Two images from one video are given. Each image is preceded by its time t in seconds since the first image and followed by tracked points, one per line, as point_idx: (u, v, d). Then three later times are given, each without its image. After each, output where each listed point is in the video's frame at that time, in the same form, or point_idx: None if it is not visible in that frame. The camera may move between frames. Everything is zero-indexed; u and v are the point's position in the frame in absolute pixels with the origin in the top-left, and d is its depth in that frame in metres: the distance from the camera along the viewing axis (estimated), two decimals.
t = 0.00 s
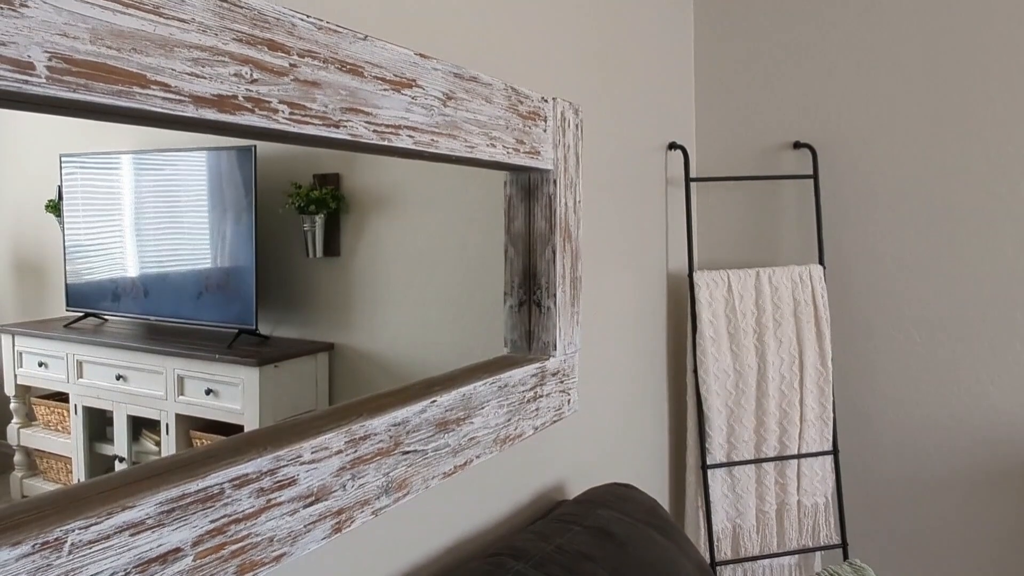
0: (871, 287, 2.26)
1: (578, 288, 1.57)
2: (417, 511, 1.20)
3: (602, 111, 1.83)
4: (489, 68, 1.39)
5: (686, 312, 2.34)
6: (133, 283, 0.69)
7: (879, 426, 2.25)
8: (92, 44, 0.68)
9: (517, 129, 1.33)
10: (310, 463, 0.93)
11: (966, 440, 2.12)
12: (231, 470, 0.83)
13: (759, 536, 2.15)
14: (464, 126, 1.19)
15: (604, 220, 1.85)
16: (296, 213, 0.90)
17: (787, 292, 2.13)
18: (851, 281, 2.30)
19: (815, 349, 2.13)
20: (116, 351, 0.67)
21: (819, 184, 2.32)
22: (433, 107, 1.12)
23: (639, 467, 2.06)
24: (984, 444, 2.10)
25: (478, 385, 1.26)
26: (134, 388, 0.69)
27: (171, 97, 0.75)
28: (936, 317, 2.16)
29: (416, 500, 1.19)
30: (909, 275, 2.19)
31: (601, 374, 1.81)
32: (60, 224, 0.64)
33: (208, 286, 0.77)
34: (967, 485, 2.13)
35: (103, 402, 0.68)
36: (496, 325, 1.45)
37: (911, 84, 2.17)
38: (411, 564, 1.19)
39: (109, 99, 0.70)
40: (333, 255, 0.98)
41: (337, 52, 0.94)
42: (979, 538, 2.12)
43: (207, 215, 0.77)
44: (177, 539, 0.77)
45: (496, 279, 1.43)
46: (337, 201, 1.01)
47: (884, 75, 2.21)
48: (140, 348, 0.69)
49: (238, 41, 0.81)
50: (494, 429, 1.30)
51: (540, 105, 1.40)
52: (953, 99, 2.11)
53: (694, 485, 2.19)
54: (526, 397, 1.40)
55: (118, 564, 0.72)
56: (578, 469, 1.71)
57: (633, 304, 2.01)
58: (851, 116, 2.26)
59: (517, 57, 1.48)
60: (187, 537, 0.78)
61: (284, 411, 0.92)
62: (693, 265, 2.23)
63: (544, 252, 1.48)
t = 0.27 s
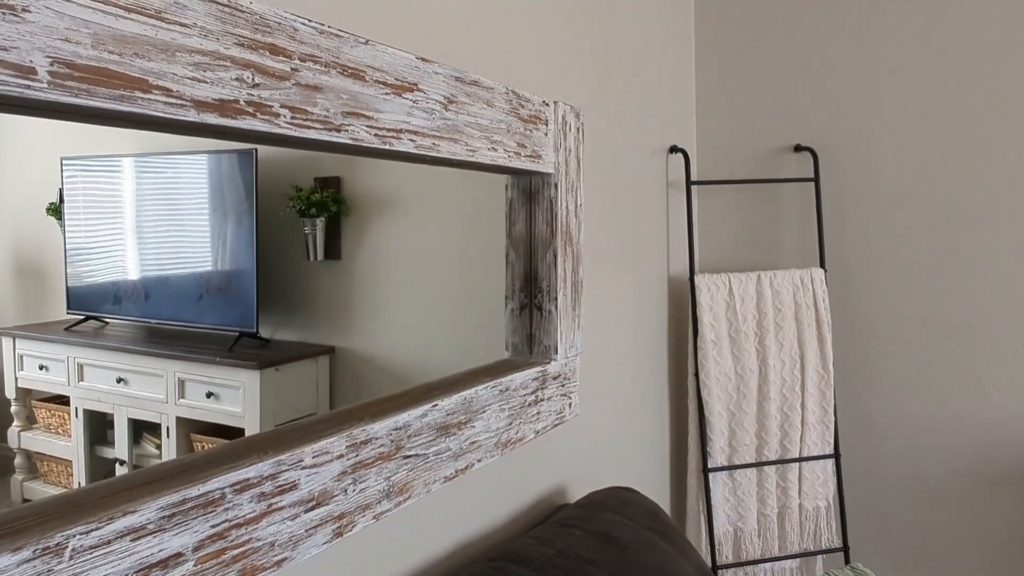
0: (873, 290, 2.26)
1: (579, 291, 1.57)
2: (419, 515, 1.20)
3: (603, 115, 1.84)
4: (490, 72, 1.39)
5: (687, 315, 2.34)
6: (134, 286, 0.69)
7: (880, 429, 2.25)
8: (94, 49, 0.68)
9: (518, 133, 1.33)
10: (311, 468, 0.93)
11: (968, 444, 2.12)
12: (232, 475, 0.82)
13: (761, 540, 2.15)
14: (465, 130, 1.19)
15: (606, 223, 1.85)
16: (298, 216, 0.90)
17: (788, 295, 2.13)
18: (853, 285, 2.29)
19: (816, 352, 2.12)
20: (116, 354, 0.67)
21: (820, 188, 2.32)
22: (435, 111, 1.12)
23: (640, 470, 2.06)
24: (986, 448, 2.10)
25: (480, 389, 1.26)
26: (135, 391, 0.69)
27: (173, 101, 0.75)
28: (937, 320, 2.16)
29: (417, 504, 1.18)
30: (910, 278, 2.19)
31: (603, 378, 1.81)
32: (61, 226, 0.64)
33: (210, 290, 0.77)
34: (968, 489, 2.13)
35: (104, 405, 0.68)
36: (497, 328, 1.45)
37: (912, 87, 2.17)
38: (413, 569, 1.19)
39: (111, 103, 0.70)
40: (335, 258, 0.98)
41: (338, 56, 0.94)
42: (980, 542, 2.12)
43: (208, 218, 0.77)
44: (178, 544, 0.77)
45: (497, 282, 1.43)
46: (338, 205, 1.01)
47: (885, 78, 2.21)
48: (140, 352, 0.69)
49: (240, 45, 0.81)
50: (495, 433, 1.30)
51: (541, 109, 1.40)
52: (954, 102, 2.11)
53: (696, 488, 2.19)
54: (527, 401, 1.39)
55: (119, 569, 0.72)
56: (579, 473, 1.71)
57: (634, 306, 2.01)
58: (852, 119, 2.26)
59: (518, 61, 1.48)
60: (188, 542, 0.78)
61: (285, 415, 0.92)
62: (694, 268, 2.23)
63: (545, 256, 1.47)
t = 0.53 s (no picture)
0: (873, 292, 2.25)
1: (580, 292, 1.57)
2: (419, 517, 1.19)
3: (604, 116, 1.84)
4: (491, 74, 1.39)
5: (688, 316, 2.34)
6: (135, 287, 0.69)
7: (881, 431, 2.25)
8: (95, 51, 0.68)
9: (518, 134, 1.33)
10: (311, 470, 0.93)
11: (969, 446, 2.12)
12: (231, 477, 0.82)
13: (761, 542, 2.15)
14: (465, 131, 1.19)
15: (606, 225, 1.85)
16: (298, 218, 0.90)
17: (788, 297, 2.13)
18: (853, 286, 2.29)
19: (816, 354, 2.12)
20: (115, 357, 0.67)
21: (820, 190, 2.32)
22: (435, 113, 1.12)
23: (640, 472, 2.06)
24: (986, 450, 2.10)
25: (480, 391, 1.26)
26: (135, 394, 0.69)
27: (173, 103, 0.75)
28: (937, 322, 2.15)
29: (418, 506, 1.18)
30: (910, 280, 2.19)
31: (603, 379, 1.81)
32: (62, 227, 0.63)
33: (210, 291, 0.77)
34: (969, 491, 2.12)
35: (103, 407, 0.68)
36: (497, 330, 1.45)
37: (912, 89, 2.17)
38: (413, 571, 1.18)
39: (111, 105, 0.70)
40: (335, 260, 0.98)
41: (339, 58, 0.94)
42: (981, 544, 2.11)
43: (208, 219, 0.77)
44: (178, 546, 0.77)
45: (498, 284, 1.43)
46: (339, 206, 1.01)
47: (885, 80, 2.21)
48: (140, 354, 0.69)
49: (241, 47, 0.81)
50: (495, 435, 1.30)
51: (541, 110, 1.40)
52: (954, 104, 2.11)
53: (696, 490, 2.19)
54: (527, 403, 1.39)
55: (119, 572, 0.72)
56: (580, 475, 1.71)
57: (634, 308, 2.01)
58: (852, 121, 2.26)
59: (518, 63, 1.48)
60: (187, 544, 0.78)
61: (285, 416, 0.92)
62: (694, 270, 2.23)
63: (545, 257, 1.47)
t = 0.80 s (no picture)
0: (873, 294, 2.26)
1: (580, 294, 1.57)
2: (419, 520, 1.19)
3: (604, 119, 1.84)
4: (491, 77, 1.39)
5: (688, 318, 2.34)
6: (135, 290, 0.70)
7: (881, 433, 2.25)
8: (95, 55, 0.68)
9: (518, 137, 1.33)
10: (311, 472, 0.93)
11: (969, 448, 2.12)
12: (232, 480, 0.82)
13: (761, 544, 2.15)
14: (465, 134, 1.19)
15: (606, 227, 1.85)
16: (299, 220, 0.90)
17: (788, 299, 2.13)
18: (853, 288, 2.29)
19: (817, 355, 2.12)
20: (116, 360, 0.67)
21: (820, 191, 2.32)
22: (435, 116, 1.12)
23: (641, 474, 2.06)
24: (987, 452, 2.10)
25: (480, 393, 1.26)
26: (135, 396, 0.69)
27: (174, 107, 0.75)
28: (938, 324, 2.15)
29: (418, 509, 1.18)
30: (911, 282, 2.19)
31: (603, 382, 1.81)
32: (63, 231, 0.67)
33: (211, 293, 0.77)
34: (969, 493, 2.12)
35: (103, 409, 0.67)
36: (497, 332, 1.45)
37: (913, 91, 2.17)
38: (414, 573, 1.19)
39: (112, 109, 0.70)
40: (335, 262, 0.98)
41: (339, 61, 0.94)
42: (982, 546, 2.11)
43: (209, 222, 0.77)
44: (178, 548, 0.77)
45: (498, 286, 1.43)
46: (339, 208, 1.01)
47: (885, 82, 2.21)
48: (140, 356, 0.69)
49: (241, 51, 0.81)
50: (495, 437, 1.30)
51: (541, 113, 1.40)
52: (954, 106, 2.11)
53: (696, 492, 2.19)
54: (528, 405, 1.39)
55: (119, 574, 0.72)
56: (580, 477, 1.71)
57: (634, 310, 2.01)
58: (853, 123, 2.27)
59: (518, 66, 1.48)
60: (188, 547, 0.78)
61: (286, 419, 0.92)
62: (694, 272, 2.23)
63: (545, 260, 1.47)
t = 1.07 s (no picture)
0: (874, 295, 2.26)
1: (581, 295, 1.57)
2: (420, 520, 1.20)
3: (605, 121, 1.84)
4: (492, 79, 1.40)
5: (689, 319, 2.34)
6: (138, 290, 0.70)
7: (883, 435, 2.25)
8: (97, 58, 0.68)
9: (519, 139, 1.33)
10: (312, 473, 0.93)
11: (970, 449, 2.12)
12: (233, 481, 0.83)
13: (763, 546, 2.15)
14: (467, 136, 1.20)
15: (608, 229, 1.85)
16: (301, 221, 0.90)
17: (790, 301, 2.13)
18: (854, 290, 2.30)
19: (818, 357, 2.12)
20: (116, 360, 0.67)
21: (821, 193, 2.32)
22: (436, 118, 1.12)
23: (642, 476, 2.06)
24: (988, 453, 2.09)
25: (481, 394, 1.26)
26: (137, 396, 0.69)
27: (174, 109, 0.75)
28: (939, 325, 2.15)
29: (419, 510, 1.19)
30: (912, 283, 2.19)
31: (604, 383, 1.81)
32: (65, 231, 0.64)
33: (212, 294, 0.77)
34: (971, 495, 2.12)
35: (104, 409, 0.67)
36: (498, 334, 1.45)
37: (914, 92, 2.17)
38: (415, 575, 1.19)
39: (114, 112, 0.70)
40: (337, 263, 0.98)
41: (340, 63, 0.94)
42: (983, 548, 2.11)
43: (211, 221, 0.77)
44: (179, 549, 0.77)
45: (499, 288, 1.43)
46: (342, 210, 1.02)
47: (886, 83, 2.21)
48: (142, 356, 0.69)
49: (242, 53, 0.82)
50: (496, 438, 1.30)
51: (542, 115, 1.41)
52: (955, 107, 2.11)
53: (698, 494, 2.19)
54: (529, 406, 1.40)
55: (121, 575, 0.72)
56: (581, 478, 1.71)
57: (635, 311, 2.01)
58: (854, 124, 2.27)
59: (519, 68, 1.48)
60: (189, 547, 0.78)
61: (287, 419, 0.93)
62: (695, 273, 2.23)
63: (546, 261, 1.48)
